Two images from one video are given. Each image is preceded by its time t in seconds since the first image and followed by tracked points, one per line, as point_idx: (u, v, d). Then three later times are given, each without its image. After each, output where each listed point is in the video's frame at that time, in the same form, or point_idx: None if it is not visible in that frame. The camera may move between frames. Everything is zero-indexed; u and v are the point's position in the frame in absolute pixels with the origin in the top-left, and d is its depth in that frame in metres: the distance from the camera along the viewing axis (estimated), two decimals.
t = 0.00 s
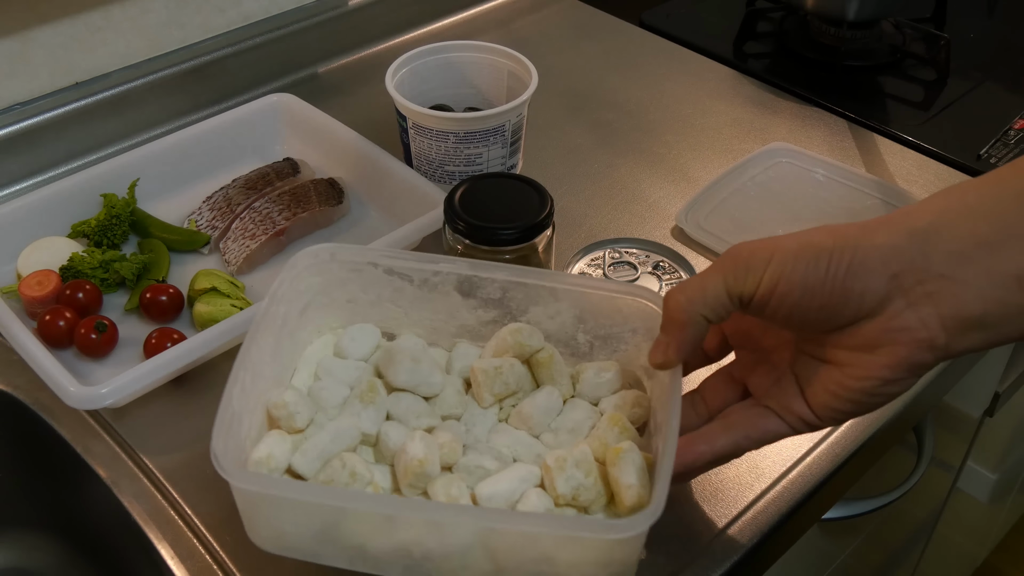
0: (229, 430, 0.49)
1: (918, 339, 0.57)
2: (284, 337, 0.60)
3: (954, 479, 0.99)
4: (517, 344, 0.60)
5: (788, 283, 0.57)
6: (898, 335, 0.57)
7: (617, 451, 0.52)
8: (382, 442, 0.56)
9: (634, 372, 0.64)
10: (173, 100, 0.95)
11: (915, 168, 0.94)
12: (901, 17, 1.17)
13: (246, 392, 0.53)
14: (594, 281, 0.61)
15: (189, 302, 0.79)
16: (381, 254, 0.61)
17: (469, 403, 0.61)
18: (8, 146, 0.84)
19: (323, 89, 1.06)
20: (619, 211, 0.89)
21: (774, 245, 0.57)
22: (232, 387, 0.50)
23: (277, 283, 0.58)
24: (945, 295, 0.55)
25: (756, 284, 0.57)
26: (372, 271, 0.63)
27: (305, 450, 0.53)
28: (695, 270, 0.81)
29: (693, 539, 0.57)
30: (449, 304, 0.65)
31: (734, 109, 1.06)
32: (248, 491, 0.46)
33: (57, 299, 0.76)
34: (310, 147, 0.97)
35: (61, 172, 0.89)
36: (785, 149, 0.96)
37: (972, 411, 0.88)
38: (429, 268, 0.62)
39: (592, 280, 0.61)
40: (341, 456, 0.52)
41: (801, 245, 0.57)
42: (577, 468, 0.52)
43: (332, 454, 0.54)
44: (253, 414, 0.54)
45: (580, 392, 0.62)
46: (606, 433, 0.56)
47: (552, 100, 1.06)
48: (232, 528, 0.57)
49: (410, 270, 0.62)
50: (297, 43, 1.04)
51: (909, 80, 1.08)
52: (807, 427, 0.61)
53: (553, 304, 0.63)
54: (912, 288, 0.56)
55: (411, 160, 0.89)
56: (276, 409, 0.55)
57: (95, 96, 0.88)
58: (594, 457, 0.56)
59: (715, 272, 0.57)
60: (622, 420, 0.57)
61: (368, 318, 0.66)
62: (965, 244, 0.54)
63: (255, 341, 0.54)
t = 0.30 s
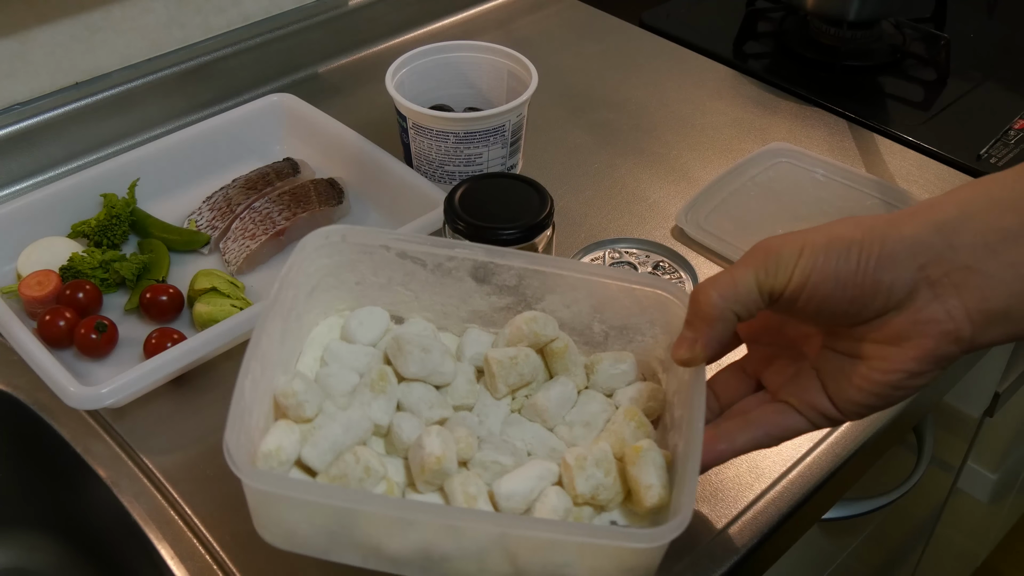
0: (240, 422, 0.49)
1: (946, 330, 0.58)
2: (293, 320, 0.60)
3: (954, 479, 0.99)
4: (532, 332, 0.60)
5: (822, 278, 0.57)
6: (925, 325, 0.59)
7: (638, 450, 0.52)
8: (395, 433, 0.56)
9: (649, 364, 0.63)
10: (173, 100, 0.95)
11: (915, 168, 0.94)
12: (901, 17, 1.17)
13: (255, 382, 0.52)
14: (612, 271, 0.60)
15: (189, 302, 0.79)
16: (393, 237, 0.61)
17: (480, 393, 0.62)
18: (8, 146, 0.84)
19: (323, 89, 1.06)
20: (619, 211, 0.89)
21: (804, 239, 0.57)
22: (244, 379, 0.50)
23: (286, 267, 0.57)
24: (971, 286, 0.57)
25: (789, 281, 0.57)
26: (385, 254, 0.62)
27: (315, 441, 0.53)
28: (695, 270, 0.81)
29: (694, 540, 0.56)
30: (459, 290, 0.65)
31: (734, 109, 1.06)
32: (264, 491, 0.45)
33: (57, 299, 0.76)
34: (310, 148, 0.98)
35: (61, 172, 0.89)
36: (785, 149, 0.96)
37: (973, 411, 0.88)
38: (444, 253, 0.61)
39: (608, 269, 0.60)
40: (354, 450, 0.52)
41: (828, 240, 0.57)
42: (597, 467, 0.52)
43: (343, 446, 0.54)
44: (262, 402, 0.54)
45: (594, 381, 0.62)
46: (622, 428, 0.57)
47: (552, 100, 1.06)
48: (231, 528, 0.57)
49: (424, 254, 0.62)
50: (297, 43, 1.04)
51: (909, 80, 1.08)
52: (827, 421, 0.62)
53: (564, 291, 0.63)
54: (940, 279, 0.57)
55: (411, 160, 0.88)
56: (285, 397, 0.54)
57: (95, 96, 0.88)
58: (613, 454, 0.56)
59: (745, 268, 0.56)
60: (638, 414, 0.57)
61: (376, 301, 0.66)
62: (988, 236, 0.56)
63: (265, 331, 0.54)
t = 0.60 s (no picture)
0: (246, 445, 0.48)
1: (970, 334, 0.56)
2: (291, 319, 0.59)
3: (954, 479, 0.99)
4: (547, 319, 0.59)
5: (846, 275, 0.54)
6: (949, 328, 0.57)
7: (652, 447, 0.53)
8: (404, 434, 0.56)
9: (659, 344, 0.64)
10: (173, 100, 0.95)
11: (915, 169, 0.94)
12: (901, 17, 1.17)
13: (258, 397, 0.52)
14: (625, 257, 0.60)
15: (189, 302, 0.79)
16: (393, 230, 0.60)
17: (488, 384, 0.62)
18: (8, 146, 0.84)
19: (323, 89, 1.06)
20: (619, 212, 0.88)
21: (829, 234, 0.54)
22: (247, 399, 0.49)
23: (285, 271, 0.57)
24: (1000, 289, 0.54)
25: (811, 278, 0.54)
26: (385, 247, 0.62)
27: (324, 451, 0.54)
28: (695, 270, 0.81)
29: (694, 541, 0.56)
30: (461, 278, 0.65)
31: (734, 109, 1.06)
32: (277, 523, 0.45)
33: (57, 299, 0.76)
34: (309, 148, 0.98)
35: (61, 172, 0.89)
36: (785, 149, 0.96)
37: (973, 411, 0.88)
38: (449, 247, 0.61)
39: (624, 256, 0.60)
40: (362, 459, 0.52)
41: (854, 236, 0.54)
42: (616, 472, 0.52)
43: (352, 454, 0.55)
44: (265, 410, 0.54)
45: (604, 366, 0.62)
46: (635, 417, 0.58)
47: (552, 100, 1.06)
48: (231, 528, 0.56)
49: (427, 246, 0.61)
50: (297, 43, 1.04)
51: (910, 80, 1.08)
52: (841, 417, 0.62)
53: (569, 279, 0.63)
54: (968, 280, 0.55)
55: (411, 160, 0.88)
56: (287, 405, 0.54)
57: (95, 96, 0.88)
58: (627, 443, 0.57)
59: (765, 263, 0.54)
60: (649, 402, 0.58)
61: (374, 287, 0.66)
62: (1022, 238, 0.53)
63: (266, 342, 0.53)
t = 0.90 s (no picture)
0: (246, 440, 0.49)
1: (998, 377, 0.56)
2: (297, 311, 0.59)
3: (954, 479, 0.99)
4: (562, 332, 0.59)
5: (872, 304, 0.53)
6: (975, 367, 0.56)
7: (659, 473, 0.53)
8: (409, 435, 0.58)
9: (678, 351, 0.62)
10: (173, 101, 0.95)
11: (915, 169, 0.94)
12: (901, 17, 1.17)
13: (264, 391, 0.53)
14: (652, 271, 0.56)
15: (189, 302, 0.79)
16: (407, 224, 0.58)
17: (498, 381, 0.63)
18: (8, 146, 0.84)
19: (323, 88, 1.06)
20: (618, 211, 0.88)
21: (855, 261, 0.53)
22: (250, 402, 0.49)
23: (293, 265, 0.55)
24: None
25: (836, 307, 0.52)
26: (401, 239, 0.61)
27: (319, 459, 0.54)
28: (695, 270, 0.81)
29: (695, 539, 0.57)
30: (481, 268, 0.62)
31: (734, 109, 1.06)
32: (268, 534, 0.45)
33: (58, 299, 0.76)
34: (311, 148, 0.97)
35: (61, 172, 0.89)
36: (785, 149, 0.96)
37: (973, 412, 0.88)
38: (472, 244, 0.59)
39: (648, 272, 0.56)
40: (361, 460, 0.53)
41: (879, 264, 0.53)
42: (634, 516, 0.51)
43: (348, 458, 0.55)
44: (271, 399, 0.55)
45: (620, 372, 0.62)
46: (647, 432, 0.59)
47: (552, 100, 1.06)
48: (230, 529, 0.57)
49: (441, 240, 0.59)
50: (297, 43, 1.04)
51: (910, 80, 1.08)
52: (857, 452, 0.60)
53: (584, 280, 0.59)
54: (999, 321, 0.54)
55: (411, 160, 0.88)
56: (293, 397, 0.55)
57: (95, 96, 0.88)
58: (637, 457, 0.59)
59: (788, 288, 0.51)
60: (665, 416, 0.59)
61: (387, 270, 0.65)
62: None
63: (272, 336, 0.53)
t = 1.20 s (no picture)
0: (251, 435, 0.49)
1: None
2: (309, 293, 0.58)
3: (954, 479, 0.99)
4: (587, 336, 0.58)
5: (909, 335, 0.53)
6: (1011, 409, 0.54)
7: (673, 491, 0.53)
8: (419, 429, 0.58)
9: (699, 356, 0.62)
10: (173, 101, 0.95)
11: (915, 169, 0.94)
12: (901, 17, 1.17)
13: (271, 378, 0.52)
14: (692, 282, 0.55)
15: (189, 302, 0.79)
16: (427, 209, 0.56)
17: (512, 372, 0.64)
18: (8, 146, 0.84)
19: (323, 89, 1.06)
20: (618, 212, 0.89)
21: (895, 290, 0.53)
22: (258, 395, 0.49)
23: (310, 246, 0.54)
24: None
25: (871, 334, 0.53)
26: (422, 224, 0.59)
27: (320, 452, 0.55)
28: (695, 270, 0.82)
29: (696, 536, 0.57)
30: (509, 256, 0.60)
31: (734, 109, 1.06)
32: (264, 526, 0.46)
33: (58, 299, 0.76)
34: (312, 148, 0.97)
35: (61, 172, 0.89)
36: (785, 149, 0.96)
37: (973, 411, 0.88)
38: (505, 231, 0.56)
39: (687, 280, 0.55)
40: (367, 455, 0.54)
41: (920, 295, 0.53)
42: (644, 538, 0.53)
43: (349, 453, 0.55)
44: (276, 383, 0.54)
45: (639, 373, 0.62)
46: (662, 441, 0.59)
47: (552, 100, 1.06)
48: (230, 529, 0.57)
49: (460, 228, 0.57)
50: (297, 44, 1.04)
51: (910, 80, 1.08)
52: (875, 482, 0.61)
53: (613, 277, 0.57)
54: None
55: (411, 160, 0.88)
56: (298, 383, 0.55)
57: (95, 96, 0.88)
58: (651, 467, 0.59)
59: (823, 314, 0.53)
60: (682, 425, 0.59)
61: (403, 250, 0.63)
62: None
63: (282, 321, 0.52)
